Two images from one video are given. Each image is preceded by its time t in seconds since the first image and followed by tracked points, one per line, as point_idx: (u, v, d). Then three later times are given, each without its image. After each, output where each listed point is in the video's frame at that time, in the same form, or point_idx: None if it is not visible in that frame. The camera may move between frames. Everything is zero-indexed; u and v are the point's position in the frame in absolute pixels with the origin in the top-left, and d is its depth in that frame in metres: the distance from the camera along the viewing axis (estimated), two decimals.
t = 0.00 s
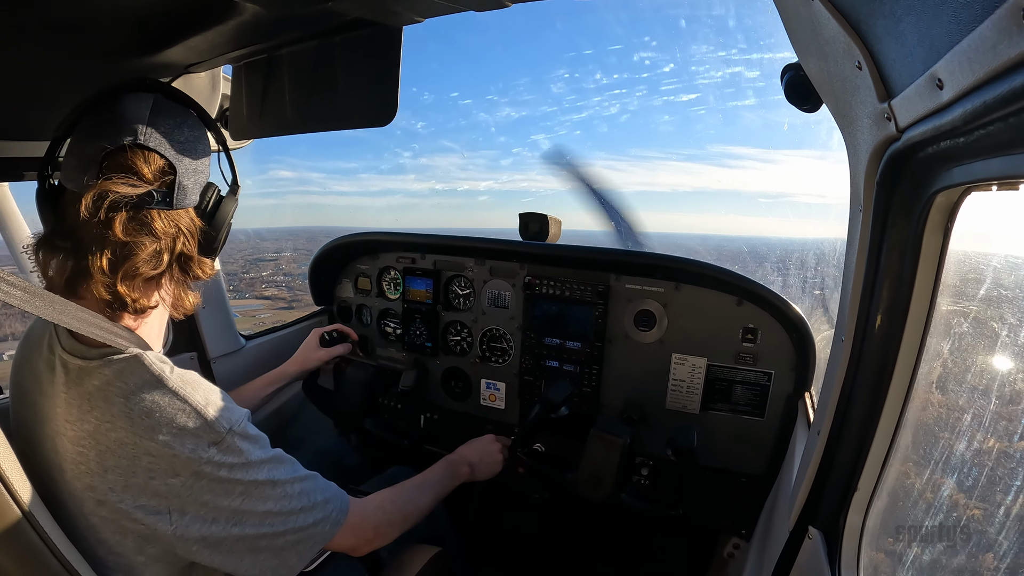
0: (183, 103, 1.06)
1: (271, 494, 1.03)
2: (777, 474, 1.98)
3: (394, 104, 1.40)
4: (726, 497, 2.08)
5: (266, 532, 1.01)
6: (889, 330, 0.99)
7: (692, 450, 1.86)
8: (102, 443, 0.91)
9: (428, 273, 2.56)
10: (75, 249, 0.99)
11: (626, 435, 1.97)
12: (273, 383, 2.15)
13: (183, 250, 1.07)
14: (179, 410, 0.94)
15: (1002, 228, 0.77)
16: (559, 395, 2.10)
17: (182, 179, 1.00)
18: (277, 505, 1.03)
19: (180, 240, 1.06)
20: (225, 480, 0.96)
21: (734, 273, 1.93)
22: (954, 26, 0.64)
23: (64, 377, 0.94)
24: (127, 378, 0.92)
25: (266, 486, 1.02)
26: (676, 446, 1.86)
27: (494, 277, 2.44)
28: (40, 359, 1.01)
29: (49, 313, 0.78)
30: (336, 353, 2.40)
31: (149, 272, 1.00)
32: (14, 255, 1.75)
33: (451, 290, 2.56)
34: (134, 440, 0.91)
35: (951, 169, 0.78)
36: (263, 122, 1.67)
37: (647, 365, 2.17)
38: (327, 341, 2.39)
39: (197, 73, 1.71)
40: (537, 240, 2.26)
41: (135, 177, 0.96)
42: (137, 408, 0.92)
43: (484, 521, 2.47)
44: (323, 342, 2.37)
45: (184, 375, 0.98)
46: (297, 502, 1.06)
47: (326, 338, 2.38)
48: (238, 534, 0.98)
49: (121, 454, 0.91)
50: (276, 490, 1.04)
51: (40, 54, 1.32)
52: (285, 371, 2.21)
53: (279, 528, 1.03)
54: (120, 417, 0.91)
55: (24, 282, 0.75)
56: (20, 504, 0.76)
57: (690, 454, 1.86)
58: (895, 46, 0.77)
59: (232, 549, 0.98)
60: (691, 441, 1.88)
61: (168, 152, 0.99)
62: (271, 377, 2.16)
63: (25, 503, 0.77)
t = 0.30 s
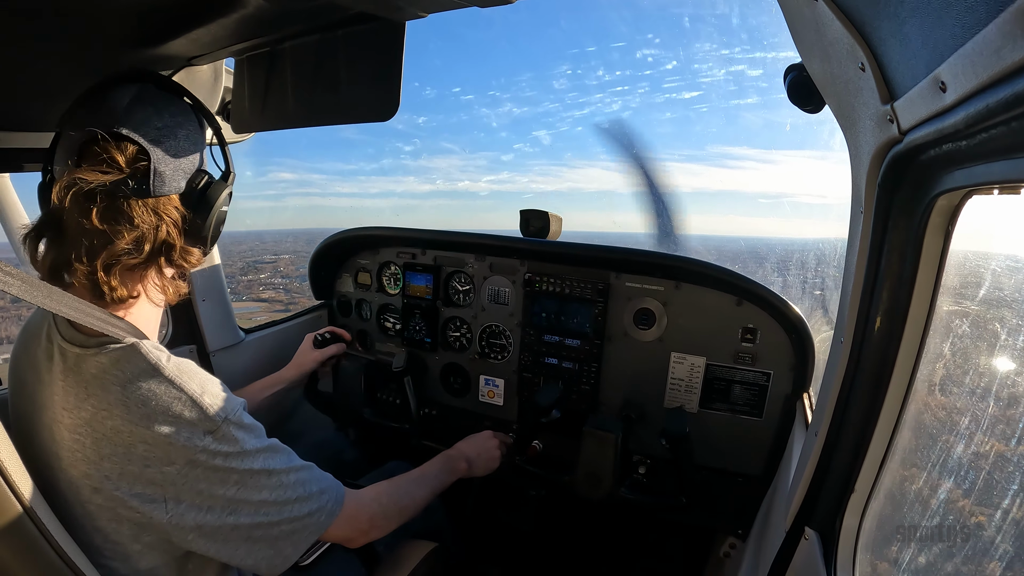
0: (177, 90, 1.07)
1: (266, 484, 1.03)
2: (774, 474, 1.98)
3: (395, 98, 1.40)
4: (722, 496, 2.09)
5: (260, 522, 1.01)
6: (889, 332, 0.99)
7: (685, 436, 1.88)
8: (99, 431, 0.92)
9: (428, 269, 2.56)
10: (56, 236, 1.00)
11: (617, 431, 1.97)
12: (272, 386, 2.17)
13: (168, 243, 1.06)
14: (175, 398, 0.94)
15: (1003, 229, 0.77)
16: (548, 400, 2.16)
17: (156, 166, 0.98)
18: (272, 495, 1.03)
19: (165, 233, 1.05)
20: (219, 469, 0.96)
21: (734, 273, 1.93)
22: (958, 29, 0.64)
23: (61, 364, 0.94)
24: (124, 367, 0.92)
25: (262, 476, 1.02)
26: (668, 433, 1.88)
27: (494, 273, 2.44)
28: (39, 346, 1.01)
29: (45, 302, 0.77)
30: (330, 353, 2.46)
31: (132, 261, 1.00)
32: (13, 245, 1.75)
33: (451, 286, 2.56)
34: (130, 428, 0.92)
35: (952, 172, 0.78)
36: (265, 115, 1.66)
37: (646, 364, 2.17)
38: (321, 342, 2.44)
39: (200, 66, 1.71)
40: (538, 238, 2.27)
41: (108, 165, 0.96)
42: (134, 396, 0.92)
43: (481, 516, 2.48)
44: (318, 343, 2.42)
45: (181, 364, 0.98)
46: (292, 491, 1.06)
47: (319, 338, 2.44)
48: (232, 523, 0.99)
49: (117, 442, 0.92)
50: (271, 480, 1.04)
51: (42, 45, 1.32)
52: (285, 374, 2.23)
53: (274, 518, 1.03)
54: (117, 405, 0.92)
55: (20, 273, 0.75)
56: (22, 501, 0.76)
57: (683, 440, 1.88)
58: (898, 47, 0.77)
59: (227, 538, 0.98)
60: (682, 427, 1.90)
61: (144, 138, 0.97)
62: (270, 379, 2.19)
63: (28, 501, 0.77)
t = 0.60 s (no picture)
0: (161, 83, 1.04)
1: (265, 483, 1.03)
2: (775, 473, 1.98)
3: (394, 98, 1.39)
4: (722, 495, 2.09)
5: (260, 521, 1.01)
6: (889, 332, 0.99)
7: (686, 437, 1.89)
8: (98, 431, 0.92)
9: (429, 269, 2.56)
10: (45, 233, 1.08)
11: (619, 431, 1.97)
12: (271, 382, 2.17)
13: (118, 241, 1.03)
14: (174, 398, 0.94)
15: (1002, 229, 0.77)
16: (550, 398, 2.15)
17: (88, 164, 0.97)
18: (271, 494, 1.03)
19: (117, 231, 1.03)
20: (218, 468, 0.96)
21: (734, 273, 1.93)
22: (958, 28, 0.64)
23: (60, 364, 0.94)
24: (123, 366, 0.92)
25: (261, 475, 1.02)
26: (669, 435, 1.89)
27: (494, 273, 2.44)
28: (39, 345, 1.02)
29: (42, 302, 0.77)
30: (333, 351, 2.44)
31: (90, 260, 1.02)
32: (15, 247, 1.74)
33: (451, 286, 2.56)
34: (129, 428, 0.92)
35: (953, 172, 0.78)
36: (265, 115, 1.66)
37: (646, 363, 2.17)
38: (323, 339, 2.43)
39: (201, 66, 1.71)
40: (539, 238, 2.27)
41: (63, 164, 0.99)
42: (132, 396, 0.92)
43: (481, 517, 2.48)
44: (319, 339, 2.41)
45: (179, 364, 0.98)
46: (291, 491, 1.06)
47: (321, 335, 2.43)
48: (232, 522, 0.99)
49: (116, 442, 0.92)
50: (270, 479, 1.04)
51: (43, 45, 1.32)
52: (284, 369, 2.24)
53: (273, 517, 1.03)
54: (115, 405, 0.92)
55: (19, 274, 0.75)
56: (23, 500, 0.77)
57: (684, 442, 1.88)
58: (898, 46, 0.77)
59: (226, 537, 0.98)
60: (682, 428, 1.91)
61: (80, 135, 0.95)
62: (268, 377, 2.18)
63: (28, 500, 0.77)
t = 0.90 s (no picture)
0: (149, 81, 1.00)
1: (266, 484, 1.03)
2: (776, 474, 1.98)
3: (395, 99, 1.39)
4: (723, 494, 2.09)
5: (261, 521, 1.02)
6: (890, 332, 0.99)
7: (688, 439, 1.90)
8: (98, 432, 0.92)
9: (430, 269, 2.56)
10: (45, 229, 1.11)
11: (619, 431, 1.97)
12: (272, 387, 2.18)
13: (99, 242, 1.03)
14: (174, 399, 0.94)
15: (1003, 229, 0.77)
16: (551, 398, 2.14)
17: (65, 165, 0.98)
18: (272, 495, 1.03)
19: (99, 232, 1.03)
20: (219, 469, 0.97)
21: (736, 272, 1.93)
22: (959, 28, 0.64)
23: (61, 365, 0.95)
24: (123, 367, 0.92)
25: (261, 476, 1.02)
26: (672, 436, 1.91)
27: (496, 273, 2.44)
28: (41, 346, 1.02)
29: (43, 303, 0.77)
30: (333, 353, 2.44)
31: (79, 258, 1.03)
32: (16, 248, 1.74)
33: (452, 286, 2.56)
34: (129, 428, 0.92)
35: (954, 172, 0.78)
36: (266, 116, 1.67)
37: (647, 363, 2.17)
38: (323, 341, 2.42)
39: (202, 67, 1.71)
40: (540, 238, 2.27)
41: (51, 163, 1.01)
42: (133, 397, 0.92)
43: (482, 517, 2.48)
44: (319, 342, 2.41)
45: (179, 365, 0.98)
46: (292, 492, 1.06)
47: (321, 338, 2.42)
48: (232, 523, 0.99)
49: (116, 443, 0.92)
50: (271, 480, 1.04)
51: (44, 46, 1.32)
52: (285, 373, 2.24)
53: (274, 517, 1.03)
54: (116, 405, 0.92)
55: (18, 275, 0.75)
56: (24, 500, 0.77)
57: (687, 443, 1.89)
58: (899, 46, 0.77)
59: (227, 538, 0.98)
60: (683, 428, 1.93)
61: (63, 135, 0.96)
62: (271, 381, 2.20)
63: (29, 500, 0.78)
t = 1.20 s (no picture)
0: (148, 83, 1.00)
1: (265, 484, 1.03)
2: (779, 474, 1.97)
3: (397, 101, 1.40)
4: (724, 495, 2.09)
5: (260, 521, 1.02)
6: (892, 332, 0.98)
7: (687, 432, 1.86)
8: (97, 433, 0.92)
9: (431, 270, 2.56)
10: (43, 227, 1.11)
11: (620, 431, 1.97)
12: (276, 396, 2.19)
13: (95, 242, 1.03)
14: (172, 400, 0.94)
15: (1004, 228, 0.77)
16: (547, 406, 2.12)
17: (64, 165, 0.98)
18: (271, 495, 1.03)
19: (95, 231, 1.03)
20: (217, 469, 0.97)
21: (737, 273, 1.93)
22: (961, 27, 0.64)
23: (60, 366, 0.95)
24: (121, 369, 0.92)
25: (260, 476, 1.02)
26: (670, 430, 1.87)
27: (498, 275, 2.44)
28: (40, 348, 1.02)
29: (40, 306, 0.78)
30: (330, 360, 2.45)
31: (74, 258, 1.03)
32: (17, 249, 1.71)
33: (454, 287, 2.57)
34: (128, 430, 0.92)
35: (955, 171, 0.78)
36: (267, 117, 1.67)
37: (649, 364, 2.17)
38: (322, 349, 2.45)
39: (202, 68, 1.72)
40: (542, 239, 2.27)
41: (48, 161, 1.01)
42: (131, 398, 0.92)
43: (484, 518, 2.48)
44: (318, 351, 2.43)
45: (177, 366, 0.98)
46: (292, 491, 1.06)
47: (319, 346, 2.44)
48: (231, 523, 0.99)
49: (115, 444, 0.92)
50: (270, 480, 1.04)
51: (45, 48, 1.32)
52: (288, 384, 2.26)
53: (273, 517, 1.03)
54: (114, 406, 0.92)
55: (14, 278, 0.76)
56: (24, 500, 0.77)
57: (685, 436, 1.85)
58: (900, 46, 0.77)
59: (227, 537, 0.99)
60: (682, 423, 1.89)
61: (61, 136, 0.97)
62: (276, 390, 2.22)
63: (29, 500, 0.78)
